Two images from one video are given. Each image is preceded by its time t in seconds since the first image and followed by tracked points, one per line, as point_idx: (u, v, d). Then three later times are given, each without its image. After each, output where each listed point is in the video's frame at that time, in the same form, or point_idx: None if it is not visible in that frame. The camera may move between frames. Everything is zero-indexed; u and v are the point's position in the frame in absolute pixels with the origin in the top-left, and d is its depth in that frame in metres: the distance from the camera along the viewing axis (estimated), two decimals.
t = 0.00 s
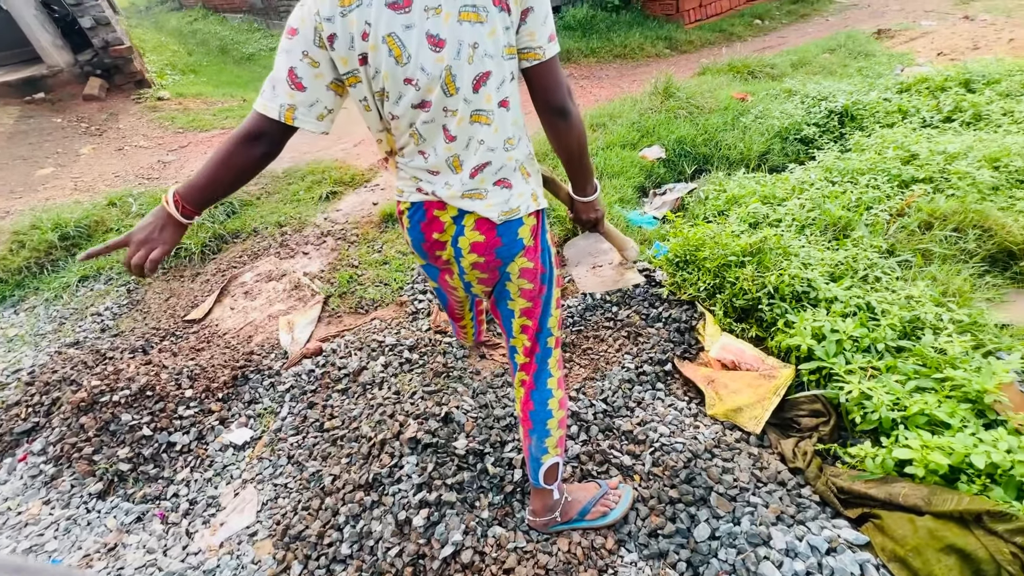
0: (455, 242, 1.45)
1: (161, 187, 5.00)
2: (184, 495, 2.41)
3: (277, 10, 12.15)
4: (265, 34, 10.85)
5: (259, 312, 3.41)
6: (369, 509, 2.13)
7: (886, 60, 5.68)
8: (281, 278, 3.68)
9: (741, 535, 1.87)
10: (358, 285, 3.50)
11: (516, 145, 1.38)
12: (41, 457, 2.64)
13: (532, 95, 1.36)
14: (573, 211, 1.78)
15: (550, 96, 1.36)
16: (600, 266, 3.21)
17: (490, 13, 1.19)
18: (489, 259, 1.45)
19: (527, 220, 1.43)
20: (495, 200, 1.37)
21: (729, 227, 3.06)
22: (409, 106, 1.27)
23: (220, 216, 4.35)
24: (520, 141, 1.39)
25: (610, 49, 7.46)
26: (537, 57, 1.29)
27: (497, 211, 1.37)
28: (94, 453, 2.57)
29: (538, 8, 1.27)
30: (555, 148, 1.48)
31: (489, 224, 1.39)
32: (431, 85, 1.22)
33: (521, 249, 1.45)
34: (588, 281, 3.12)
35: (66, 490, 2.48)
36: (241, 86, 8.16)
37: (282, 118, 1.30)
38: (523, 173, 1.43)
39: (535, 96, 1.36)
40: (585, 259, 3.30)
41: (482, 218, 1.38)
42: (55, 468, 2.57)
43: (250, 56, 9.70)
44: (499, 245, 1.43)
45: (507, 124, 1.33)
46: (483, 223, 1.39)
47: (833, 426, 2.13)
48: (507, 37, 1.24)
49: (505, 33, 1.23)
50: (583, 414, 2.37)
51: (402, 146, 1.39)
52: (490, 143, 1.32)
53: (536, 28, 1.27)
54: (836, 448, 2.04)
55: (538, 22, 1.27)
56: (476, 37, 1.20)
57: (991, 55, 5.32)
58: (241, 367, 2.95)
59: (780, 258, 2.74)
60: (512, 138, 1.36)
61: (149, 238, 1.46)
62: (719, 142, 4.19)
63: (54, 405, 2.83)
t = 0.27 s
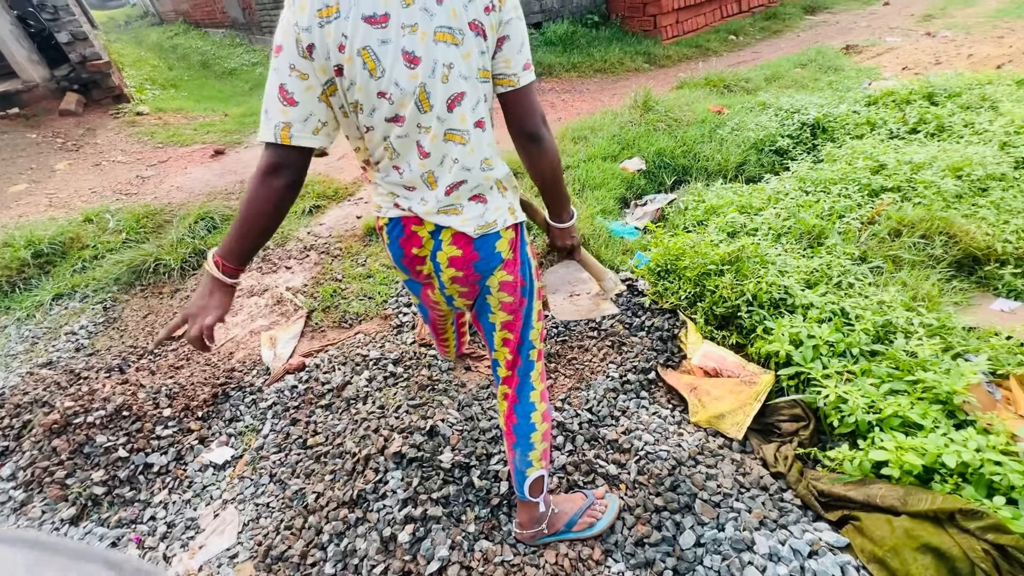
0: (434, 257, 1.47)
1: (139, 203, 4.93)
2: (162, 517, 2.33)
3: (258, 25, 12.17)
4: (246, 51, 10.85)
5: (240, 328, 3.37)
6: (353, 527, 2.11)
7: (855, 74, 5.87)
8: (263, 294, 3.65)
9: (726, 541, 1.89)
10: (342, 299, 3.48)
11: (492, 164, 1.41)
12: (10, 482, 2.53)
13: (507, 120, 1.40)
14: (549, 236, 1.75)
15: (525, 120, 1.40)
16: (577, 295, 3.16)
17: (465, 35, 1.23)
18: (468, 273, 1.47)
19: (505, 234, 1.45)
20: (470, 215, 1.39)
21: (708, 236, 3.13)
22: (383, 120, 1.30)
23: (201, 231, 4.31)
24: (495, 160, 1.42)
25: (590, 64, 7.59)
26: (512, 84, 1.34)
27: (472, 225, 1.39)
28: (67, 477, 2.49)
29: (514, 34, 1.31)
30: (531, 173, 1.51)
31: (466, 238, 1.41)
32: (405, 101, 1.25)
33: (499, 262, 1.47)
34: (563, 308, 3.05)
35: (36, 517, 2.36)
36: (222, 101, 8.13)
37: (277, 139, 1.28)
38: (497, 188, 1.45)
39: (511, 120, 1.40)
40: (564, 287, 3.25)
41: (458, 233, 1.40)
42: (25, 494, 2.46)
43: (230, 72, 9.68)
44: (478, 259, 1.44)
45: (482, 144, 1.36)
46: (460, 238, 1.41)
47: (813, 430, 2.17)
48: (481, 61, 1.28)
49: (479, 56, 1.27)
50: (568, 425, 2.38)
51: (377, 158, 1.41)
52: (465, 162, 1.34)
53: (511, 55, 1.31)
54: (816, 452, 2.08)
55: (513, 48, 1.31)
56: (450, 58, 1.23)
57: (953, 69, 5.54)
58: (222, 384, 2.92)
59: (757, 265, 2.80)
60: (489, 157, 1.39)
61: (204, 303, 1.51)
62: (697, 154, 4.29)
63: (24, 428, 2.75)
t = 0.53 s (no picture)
0: (420, 266, 1.48)
1: (123, 214, 4.88)
2: (144, 534, 2.29)
3: (244, 36, 12.15)
4: (233, 62, 10.83)
5: (226, 340, 3.34)
6: (341, 540, 2.09)
7: (834, 84, 6.00)
8: (250, 304, 3.62)
9: (715, 546, 1.90)
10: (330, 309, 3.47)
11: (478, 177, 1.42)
12: None
13: (488, 137, 1.41)
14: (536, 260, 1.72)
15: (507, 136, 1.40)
16: (560, 322, 3.06)
17: (451, 52, 1.24)
18: (452, 282, 1.47)
19: (491, 243, 1.46)
20: (455, 226, 1.40)
21: (694, 243, 3.17)
22: (370, 131, 1.31)
23: (186, 242, 4.27)
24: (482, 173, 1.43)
25: (577, 74, 7.68)
26: (495, 102, 1.34)
27: (457, 235, 1.40)
28: (45, 495, 2.42)
29: (502, 51, 1.31)
30: (513, 193, 1.49)
31: (451, 247, 1.42)
32: (391, 114, 1.26)
33: (485, 271, 1.47)
34: (541, 333, 2.96)
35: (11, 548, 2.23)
36: (208, 111, 8.10)
37: (302, 154, 1.32)
38: (483, 199, 1.46)
39: (493, 136, 1.40)
40: (550, 311, 3.16)
41: (442, 242, 1.41)
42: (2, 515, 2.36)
43: (217, 83, 9.65)
44: (462, 268, 1.45)
45: (468, 158, 1.37)
46: (444, 247, 1.42)
47: (799, 433, 2.20)
48: (467, 77, 1.29)
49: (465, 73, 1.28)
50: (558, 432, 2.39)
51: (365, 167, 1.42)
52: (450, 175, 1.36)
53: (496, 73, 1.31)
54: (802, 456, 2.10)
55: (499, 66, 1.31)
56: (436, 74, 1.24)
57: (929, 79, 5.68)
58: (207, 397, 2.88)
59: (742, 272, 2.84)
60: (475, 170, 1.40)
61: (329, 343, 1.57)
62: (682, 162, 4.34)
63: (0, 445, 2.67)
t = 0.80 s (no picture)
0: (418, 270, 1.47)
1: (115, 220, 4.85)
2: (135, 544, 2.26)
3: (238, 41, 12.15)
4: (227, 68, 10.82)
5: (218, 346, 3.32)
6: (335, 548, 2.07)
7: (824, 89, 6.06)
8: (243, 310, 3.60)
9: (710, 551, 1.90)
10: (324, 314, 3.46)
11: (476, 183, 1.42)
12: None
13: (485, 145, 1.41)
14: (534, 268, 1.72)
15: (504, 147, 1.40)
16: (556, 331, 3.06)
17: (448, 59, 1.24)
18: (450, 286, 1.47)
19: (488, 248, 1.46)
20: (454, 231, 1.41)
21: (687, 247, 3.18)
22: (367, 138, 1.31)
23: (179, 248, 4.25)
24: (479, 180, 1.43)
25: (570, 79, 7.72)
26: (490, 110, 1.34)
27: (456, 240, 1.41)
28: (33, 505, 2.39)
29: (498, 58, 1.31)
30: (509, 200, 1.48)
31: (450, 252, 1.42)
32: (389, 120, 1.26)
33: (483, 276, 1.47)
34: (536, 342, 2.96)
35: None
36: (201, 116, 8.07)
37: (289, 160, 1.33)
38: (481, 204, 1.47)
39: (490, 146, 1.40)
40: (546, 320, 3.16)
41: (441, 247, 1.41)
42: None
43: (209, 88, 9.62)
44: (460, 272, 1.45)
45: (465, 164, 1.37)
46: (443, 251, 1.42)
47: (792, 436, 2.20)
48: (463, 84, 1.29)
49: (462, 80, 1.28)
50: (553, 437, 2.38)
51: (363, 174, 1.42)
52: (448, 181, 1.36)
53: (493, 81, 1.32)
54: (796, 459, 2.11)
55: (495, 74, 1.32)
56: (433, 81, 1.24)
57: (917, 85, 5.75)
58: (199, 404, 2.86)
59: (735, 275, 2.85)
60: (473, 176, 1.40)
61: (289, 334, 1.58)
62: (676, 166, 4.37)
63: None
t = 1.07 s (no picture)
0: (419, 271, 1.47)
1: (113, 222, 4.84)
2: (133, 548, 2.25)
3: (236, 43, 12.17)
4: (225, 70, 10.82)
5: (217, 348, 3.31)
6: (334, 550, 2.07)
7: (822, 91, 6.08)
8: (242, 312, 3.60)
9: (710, 552, 1.90)
10: (322, 316, 3.45)
11: (476, 184, 1.41)
12: None
13: (487, 146, 1.39)
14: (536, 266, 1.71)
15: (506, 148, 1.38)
16: (560, 324, 3.06)
17: (446, 60, 1.23)
18: (451, 287, 1.47)
19: (490, 249, 1.46)
20: (455, 231, 1.41)
21: (686, 248, 3.19)
22: (365, 139, 1.31)
23: (177, 250, 4.25)
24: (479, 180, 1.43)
25: (569, 81, 7.73)
26: (492, 111, 1.33)
27: (457, 241, 1.40)
28: (31, 508, 2.38)
29: (497, 59, 1.31)
30: (512, 202, 1.47)
31: (451, 253, 1.42)
32: (387, 121, 1.26)
33: (484, 278, 1.48)
34: (541, 336, 2.96)
35: None
36: (200, 119, 8.07)
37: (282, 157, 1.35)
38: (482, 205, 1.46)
39: (492, 146, 1.39)
40: (550, 313, 3.17)
41: (442, 248, 1.41)
42: None
43: (208, 91, 9.62)
44: (461, 273, 1.45)
45: (465, 165, 1.37)
46: (444, 252, 1.42)
47: (792, 437, 2.20)
48: (461, 85, 1.28)
49: (460, 81, 1.27)
50: (552, 439, 2.38)
51: (364, 175, 1.42)
52: (448, 182, 1.35)
53: (493, 82, 1.31)
54: (796, 460, 2.11)
55: (495, 75, 1.31)
56: (430, 82, 1.24)
57: (914, 86, 5.77)
58: (197, 407, 2.85)
59: (734, 276, 2.85)
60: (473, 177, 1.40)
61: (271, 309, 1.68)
62: (674, 168, 4.37)
63: None
